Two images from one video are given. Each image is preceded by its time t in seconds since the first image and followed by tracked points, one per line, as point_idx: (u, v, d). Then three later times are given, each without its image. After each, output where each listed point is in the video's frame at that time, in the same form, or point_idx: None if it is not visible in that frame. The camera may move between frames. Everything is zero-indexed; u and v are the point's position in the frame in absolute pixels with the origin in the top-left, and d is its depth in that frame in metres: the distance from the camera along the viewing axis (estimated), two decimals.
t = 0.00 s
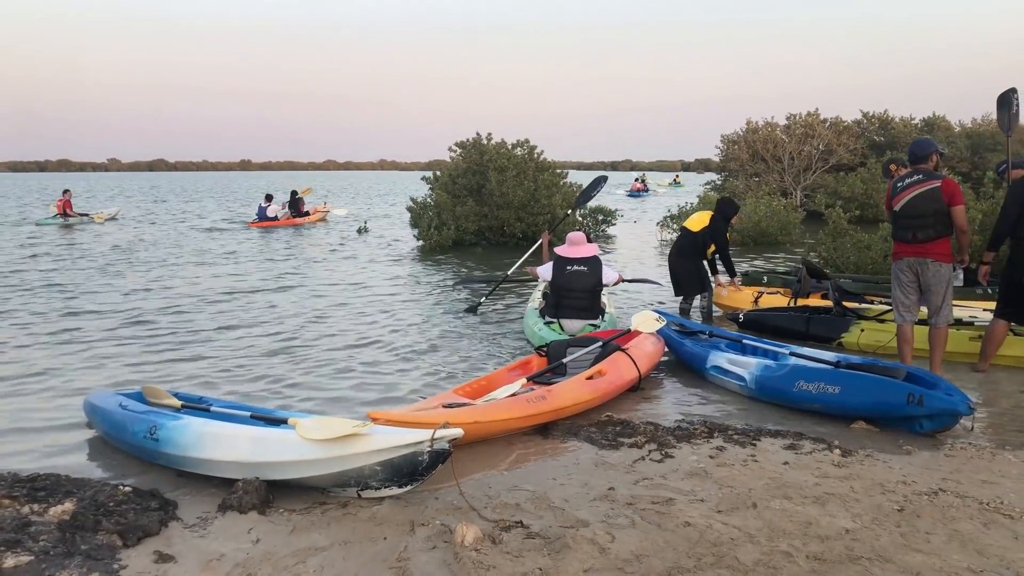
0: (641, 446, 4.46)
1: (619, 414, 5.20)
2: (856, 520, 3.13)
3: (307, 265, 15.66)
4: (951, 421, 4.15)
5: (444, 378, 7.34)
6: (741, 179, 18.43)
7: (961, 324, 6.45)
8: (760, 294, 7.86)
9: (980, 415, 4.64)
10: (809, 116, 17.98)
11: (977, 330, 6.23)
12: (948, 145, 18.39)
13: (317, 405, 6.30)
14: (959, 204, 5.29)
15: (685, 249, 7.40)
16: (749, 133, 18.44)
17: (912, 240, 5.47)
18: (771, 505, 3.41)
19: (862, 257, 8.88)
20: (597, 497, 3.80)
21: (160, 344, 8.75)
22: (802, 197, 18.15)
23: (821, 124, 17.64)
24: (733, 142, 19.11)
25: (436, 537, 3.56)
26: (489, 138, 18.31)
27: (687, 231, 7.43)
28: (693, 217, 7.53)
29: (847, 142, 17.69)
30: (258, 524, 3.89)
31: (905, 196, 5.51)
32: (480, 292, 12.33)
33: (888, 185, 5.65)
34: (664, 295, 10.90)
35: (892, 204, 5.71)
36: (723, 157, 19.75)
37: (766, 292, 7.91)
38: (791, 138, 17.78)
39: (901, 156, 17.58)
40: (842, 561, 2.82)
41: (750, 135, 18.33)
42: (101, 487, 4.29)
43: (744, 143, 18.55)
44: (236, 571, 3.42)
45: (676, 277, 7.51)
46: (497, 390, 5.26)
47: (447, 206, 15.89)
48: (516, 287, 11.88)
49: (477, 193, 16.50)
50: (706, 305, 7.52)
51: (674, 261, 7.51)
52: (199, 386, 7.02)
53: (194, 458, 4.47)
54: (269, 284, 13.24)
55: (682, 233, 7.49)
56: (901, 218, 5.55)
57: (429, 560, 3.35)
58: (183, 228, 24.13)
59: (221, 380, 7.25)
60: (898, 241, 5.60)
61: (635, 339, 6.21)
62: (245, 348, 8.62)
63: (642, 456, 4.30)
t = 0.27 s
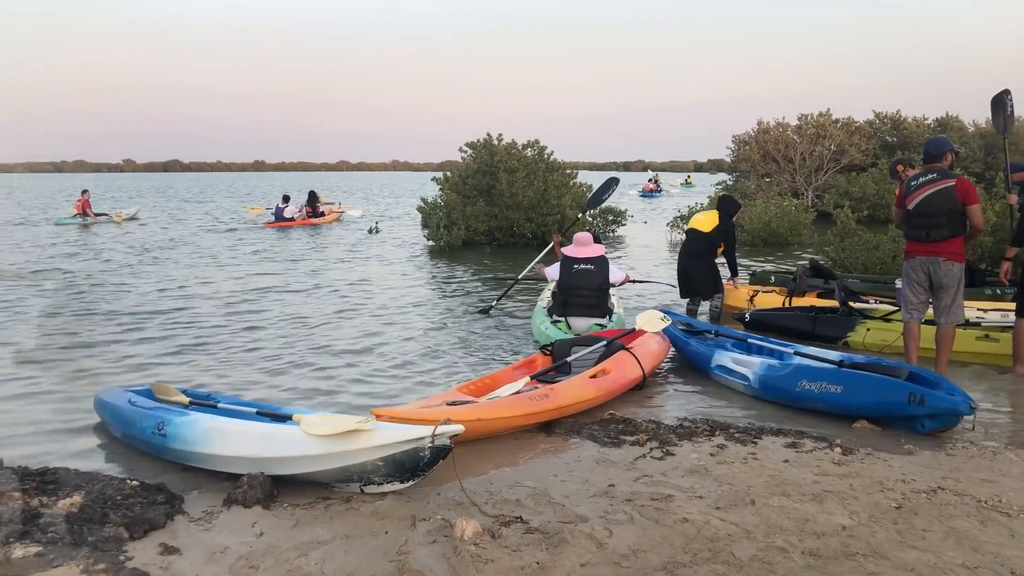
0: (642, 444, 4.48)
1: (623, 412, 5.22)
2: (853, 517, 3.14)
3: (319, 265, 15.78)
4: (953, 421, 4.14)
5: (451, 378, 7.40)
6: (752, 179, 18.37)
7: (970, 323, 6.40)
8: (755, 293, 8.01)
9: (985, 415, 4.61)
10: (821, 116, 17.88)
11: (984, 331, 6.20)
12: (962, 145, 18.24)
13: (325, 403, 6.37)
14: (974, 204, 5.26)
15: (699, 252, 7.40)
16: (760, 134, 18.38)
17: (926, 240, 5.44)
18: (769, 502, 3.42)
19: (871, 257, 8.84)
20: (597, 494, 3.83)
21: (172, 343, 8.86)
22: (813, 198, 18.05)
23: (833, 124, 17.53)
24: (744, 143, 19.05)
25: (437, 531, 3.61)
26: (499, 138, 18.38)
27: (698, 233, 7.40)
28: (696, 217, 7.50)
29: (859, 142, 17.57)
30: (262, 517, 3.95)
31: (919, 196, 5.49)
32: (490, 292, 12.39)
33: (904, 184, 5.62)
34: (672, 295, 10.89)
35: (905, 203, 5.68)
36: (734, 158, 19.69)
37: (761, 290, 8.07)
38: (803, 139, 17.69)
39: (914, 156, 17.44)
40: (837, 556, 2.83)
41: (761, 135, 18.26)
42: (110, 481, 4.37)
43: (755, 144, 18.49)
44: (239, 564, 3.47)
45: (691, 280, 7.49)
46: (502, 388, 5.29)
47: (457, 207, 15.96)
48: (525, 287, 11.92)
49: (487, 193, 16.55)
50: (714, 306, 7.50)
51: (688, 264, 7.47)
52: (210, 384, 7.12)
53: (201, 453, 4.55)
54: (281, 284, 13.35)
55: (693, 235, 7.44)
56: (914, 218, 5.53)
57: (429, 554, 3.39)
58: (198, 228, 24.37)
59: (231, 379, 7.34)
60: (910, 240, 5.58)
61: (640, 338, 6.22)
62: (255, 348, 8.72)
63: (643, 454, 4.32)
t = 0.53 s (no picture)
0: (644, 442, 4.51)
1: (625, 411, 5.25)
2: (849, 514, 3.16)
3: (331, 265, 15.91)
4: (954, 420, 4.15)
5: (459, 377, 7.46)
6: (764, 180, 18.29)
7: (977, 324, 6.37)
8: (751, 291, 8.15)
9: (988, 415, 4.60)
10: (835, 116, 17.77)
11: (990, 331, 6.18)
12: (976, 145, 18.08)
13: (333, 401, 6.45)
14: (988, 206, 5.24)
15: (718, 253, 7.38)
16: (772, 134, 18.30)
17: (937, 241, 5.41)
18: (766, 499, 3.44)
19: (881, 258, 8.80)
20: (596, 490, 3.86)
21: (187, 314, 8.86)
22: (826, 198, 17.91)
23: (846, 124, 17.42)
24: (757, 143, 18.98)
25: (437, 526, 3.66)
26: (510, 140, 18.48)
27: (719, 235, 7.33)
28: (711, 218, 7.43)
29: (873, 142, 17.45)
30: (268, 511, 4.03)
31: (932, 196, 5.45)
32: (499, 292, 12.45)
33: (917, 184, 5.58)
34: (681, 295, 10.89)
35: (916, 203, 5.65)
36: (746, 158, 19.61)
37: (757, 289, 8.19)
38: (816, 139, 17.60)
39: (929, 156, 17.29)
40: (831, 552, 2.86)
41: (774, 136, 18.19)
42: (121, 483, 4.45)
43: (767, 144, 18.42)
44: (243, 547, 3.52)
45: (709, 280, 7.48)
46: (505, 386, 5.34)
47: (468, 207, 16.03)
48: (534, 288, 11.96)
49: (498, 194, 16.63)
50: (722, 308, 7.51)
51: (707, 265, 7.43)
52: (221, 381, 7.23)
53: (209, 448, 4.63)
54: (293, 284, 13.49)
55: (712, 236, 7.37)
56: (927, 218, 5.49)
57: (429, 547, 3.44)
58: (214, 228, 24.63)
59: (242, 376, 7.44)
60: (922, 241, 5.55)
61: (645, 338, 6.24)
62: (266, 346, 8.83)
63: (644, 451, 4.36)
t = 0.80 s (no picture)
0: (648, 444, 4.51)
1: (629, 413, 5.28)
2: (850, 517, 3.17)
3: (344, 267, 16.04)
4: (959, 424, 4.12)
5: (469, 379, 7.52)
6: (778, 180, 18.21)
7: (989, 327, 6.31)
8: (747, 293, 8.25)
9: (997, 418, 4.57)
10: (849, 115, 17.67)
11: (1001, 334, 6.12)
12: (994, 144, 17.85)
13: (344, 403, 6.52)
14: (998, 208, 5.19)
15: (729, 255, 7.40)
16: (786, 134, 18.22)
17: (946, 242, 5.36)
18: (767, 502, 3.45)
19: (893, 259, 8.74)
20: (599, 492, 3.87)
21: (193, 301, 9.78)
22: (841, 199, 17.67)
23: (861, 124, 17.32)
24: (770, 143, 18.90)
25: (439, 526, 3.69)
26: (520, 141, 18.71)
27: (730, 236, 7.33)
28: (719, 219, 7.42)
29: (888, 142, 17.31)
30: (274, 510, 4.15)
31: (941, 198, 5.39)
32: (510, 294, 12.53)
33: (924, 184, 5.51)
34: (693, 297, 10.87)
35: (923, 204, 5.59)
36: (760, 159, 19.52)
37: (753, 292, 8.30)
38: (830, 139, 17.51)
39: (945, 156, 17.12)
40: (830, 556, 2.87)
41: (787, 136, 18.11)
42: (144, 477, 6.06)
43: (781, 144, 18.34)
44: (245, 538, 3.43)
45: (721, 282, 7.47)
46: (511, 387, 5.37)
47: (478, 206, 15.86)
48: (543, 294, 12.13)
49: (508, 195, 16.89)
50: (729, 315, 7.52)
51: (719, 267, 7.41)
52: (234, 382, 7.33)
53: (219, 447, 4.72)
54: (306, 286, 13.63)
55: (724, 237, 7.37)
56: (934, 220, 5.43)
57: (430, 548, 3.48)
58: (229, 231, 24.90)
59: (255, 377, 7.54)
60: (929, 243, 5.49)
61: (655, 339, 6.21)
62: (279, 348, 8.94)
63: (647, 454, 4.36)
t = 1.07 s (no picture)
0: (647, 442, 4.47)
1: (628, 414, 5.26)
2: (851, 519, 3.19)
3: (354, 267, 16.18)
4: (964, 426, 4.10)
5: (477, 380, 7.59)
6: (788, 180, 18.20)
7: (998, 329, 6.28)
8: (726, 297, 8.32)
9: (1002, 421, 4.57)
10: (861, 114, 17.66)
11: (1010, 336, 6.07)
12: (1009, 142, 17.77)
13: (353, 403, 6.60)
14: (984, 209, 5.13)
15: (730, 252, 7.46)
16: (798, 133, 18.24)
17: (933, 244, 5.36)
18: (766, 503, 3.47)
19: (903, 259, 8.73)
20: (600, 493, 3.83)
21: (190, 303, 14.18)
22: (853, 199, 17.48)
23: (872, 124, 17.30)
24: (781, 142, 18.90)
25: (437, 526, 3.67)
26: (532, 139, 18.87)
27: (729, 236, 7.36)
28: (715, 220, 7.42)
29: (900, 141, 17.27)
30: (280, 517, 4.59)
31: (929, 200, 5.36)
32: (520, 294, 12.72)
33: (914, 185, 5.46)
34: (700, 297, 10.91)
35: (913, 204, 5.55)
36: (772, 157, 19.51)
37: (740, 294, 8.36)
38: (841, 139, 17.51)
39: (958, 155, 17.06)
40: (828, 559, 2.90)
41: (799, 135, 18.12)
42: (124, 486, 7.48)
43: (792, 143, 18.33)
44: (224, 544, 3.81)
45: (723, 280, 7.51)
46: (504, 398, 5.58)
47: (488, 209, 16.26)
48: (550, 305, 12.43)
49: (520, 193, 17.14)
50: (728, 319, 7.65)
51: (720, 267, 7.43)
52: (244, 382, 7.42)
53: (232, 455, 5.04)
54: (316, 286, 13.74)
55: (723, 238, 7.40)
56: (923, 221, 5.41)
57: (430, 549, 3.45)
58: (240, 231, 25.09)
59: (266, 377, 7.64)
60: (919, 244, 5.49)
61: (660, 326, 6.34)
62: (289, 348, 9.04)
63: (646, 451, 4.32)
